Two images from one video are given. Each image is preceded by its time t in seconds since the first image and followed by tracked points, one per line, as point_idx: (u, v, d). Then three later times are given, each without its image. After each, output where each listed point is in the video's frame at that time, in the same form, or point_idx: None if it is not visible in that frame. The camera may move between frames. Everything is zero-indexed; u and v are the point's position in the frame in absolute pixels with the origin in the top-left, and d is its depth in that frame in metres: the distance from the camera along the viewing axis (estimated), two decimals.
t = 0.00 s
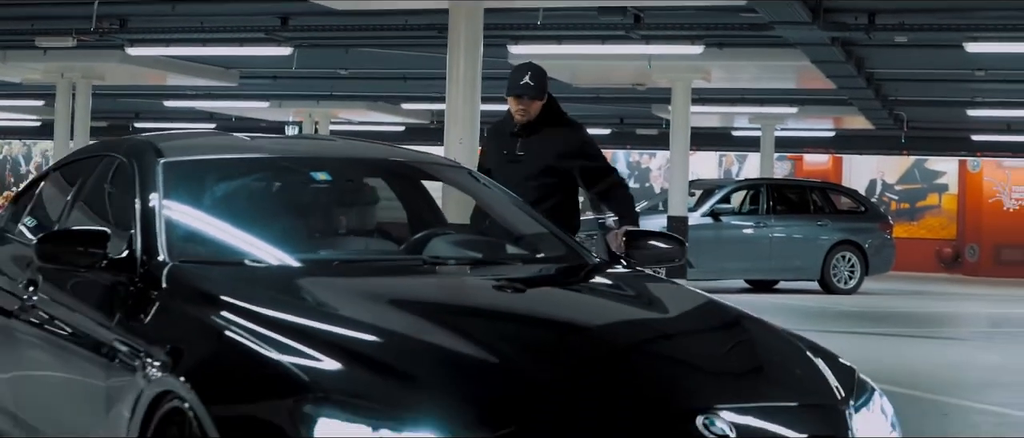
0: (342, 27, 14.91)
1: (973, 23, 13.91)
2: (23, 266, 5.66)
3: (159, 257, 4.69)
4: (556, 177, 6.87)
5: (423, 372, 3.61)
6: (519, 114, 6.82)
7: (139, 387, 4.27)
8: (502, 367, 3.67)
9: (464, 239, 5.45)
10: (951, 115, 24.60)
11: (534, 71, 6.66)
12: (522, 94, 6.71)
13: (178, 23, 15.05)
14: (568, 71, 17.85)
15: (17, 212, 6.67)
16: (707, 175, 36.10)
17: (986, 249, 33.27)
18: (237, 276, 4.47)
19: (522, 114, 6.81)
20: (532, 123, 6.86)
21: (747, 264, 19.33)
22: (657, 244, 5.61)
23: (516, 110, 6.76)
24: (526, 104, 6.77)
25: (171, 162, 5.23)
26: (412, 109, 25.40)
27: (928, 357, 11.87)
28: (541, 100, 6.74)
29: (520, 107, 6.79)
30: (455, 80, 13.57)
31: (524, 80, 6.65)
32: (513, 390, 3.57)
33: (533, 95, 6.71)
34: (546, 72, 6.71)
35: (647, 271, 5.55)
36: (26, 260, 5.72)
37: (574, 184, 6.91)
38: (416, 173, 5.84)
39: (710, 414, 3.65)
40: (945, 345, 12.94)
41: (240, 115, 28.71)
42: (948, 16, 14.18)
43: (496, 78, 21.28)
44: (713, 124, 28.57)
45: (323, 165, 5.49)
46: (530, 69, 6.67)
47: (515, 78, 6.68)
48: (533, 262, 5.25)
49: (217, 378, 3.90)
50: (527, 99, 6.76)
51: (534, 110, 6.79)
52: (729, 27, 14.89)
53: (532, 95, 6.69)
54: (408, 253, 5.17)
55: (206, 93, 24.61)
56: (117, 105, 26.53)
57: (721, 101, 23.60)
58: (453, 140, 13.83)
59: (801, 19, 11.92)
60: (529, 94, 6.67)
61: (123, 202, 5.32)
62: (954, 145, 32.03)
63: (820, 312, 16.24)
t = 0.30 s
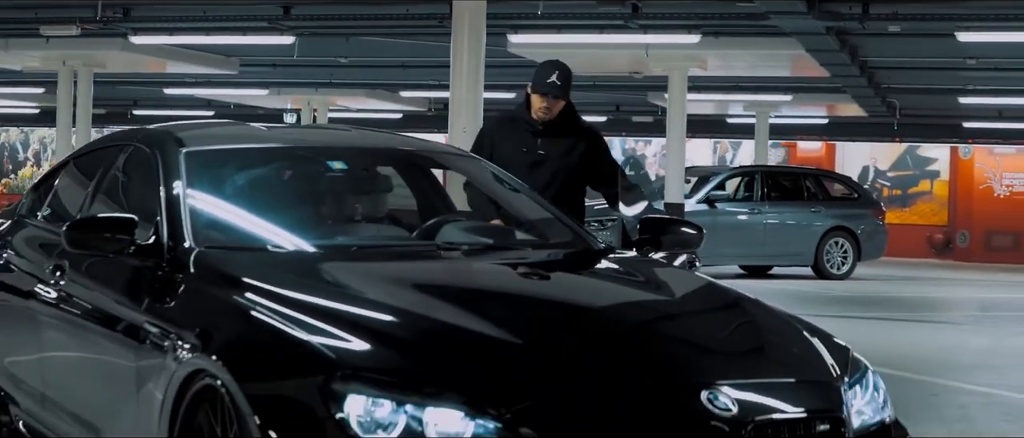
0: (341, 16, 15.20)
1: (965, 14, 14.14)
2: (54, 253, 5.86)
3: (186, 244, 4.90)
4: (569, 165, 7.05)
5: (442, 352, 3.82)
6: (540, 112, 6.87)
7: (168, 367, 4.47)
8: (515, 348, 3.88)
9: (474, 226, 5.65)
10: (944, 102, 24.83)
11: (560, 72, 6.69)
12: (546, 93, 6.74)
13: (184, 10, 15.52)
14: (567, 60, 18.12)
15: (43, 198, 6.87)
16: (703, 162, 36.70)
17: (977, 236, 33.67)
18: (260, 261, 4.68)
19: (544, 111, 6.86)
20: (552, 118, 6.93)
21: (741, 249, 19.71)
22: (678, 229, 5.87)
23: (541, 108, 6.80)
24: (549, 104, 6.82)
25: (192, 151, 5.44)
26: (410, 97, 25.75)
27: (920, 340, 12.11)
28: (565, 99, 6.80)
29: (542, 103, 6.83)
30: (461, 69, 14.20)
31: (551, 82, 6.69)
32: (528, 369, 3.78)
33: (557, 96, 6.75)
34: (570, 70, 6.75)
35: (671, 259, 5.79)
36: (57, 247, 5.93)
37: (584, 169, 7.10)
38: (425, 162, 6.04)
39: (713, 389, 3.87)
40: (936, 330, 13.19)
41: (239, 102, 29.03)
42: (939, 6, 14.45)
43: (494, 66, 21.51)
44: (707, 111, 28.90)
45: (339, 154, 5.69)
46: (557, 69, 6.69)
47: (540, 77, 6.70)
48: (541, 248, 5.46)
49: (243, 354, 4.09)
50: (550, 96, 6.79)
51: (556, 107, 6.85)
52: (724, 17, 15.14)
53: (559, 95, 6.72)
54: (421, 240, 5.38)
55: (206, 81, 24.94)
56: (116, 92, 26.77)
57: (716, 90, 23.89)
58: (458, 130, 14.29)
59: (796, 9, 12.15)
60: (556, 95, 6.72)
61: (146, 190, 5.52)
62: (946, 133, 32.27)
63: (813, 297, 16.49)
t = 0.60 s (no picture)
0: (344, 8, 15.45)
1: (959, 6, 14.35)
2: (77, 244, 6.05)
3: (205, 235, 5.10)
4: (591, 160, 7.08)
5: (454, 337, 4.02)
6: (576, 101, 6.92)
7: (191, 354, 4.66)
8: (526, 334, 4.09)
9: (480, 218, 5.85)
10: (940, 94, 25.06)
11: (595, 59, 6.77)
12: (581, 81, 6.81)
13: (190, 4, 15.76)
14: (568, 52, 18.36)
15: (59, 191, 7.04)
16: (702, 153, 36.97)
17: (971, 226, 33.94)
18: (279, 251, 4.88)
19: (579, 101, 6.92)
20: (587, 109, 6.98)
21: (739, 239, 20.12)
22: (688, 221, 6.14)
23: (576, 95, 6.86)
24: (585, 92, 6.87)
25: (208, 145, 5.64)
26: (412, 89, 25.99)
27: (913, 328, 12.35)
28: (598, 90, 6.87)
29: (574, 92, 6.89)
30: (465, 63, 14.43)
31: (586, 68, 6.76)
32: (536, 353, 3.98)
33: (593, 84, 6.82)
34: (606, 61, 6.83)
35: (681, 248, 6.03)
36: (78, 238, 6.12)
37: (609, 168, 7.14)
38: (432, 156, 6.22)
39: (712, 371, 4.08)
40: (930, 317, 13.43)
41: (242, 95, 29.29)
42: None
43: (494, 58, 21.71)
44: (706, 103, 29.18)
45: (350, 148, 5.90)
46: (592, 56, 6.77)
47: (576, 64, 6.78)
48: (546, 239, 5.66)
49: (264, 340, 4.30)
50: (584, 85, 6.85)
51: (587, 98, 6.92)
52: (723, 10, 15.37)
53: (594, 82, 6.79)
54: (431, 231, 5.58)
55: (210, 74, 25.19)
56: (120, 85, 26.98)
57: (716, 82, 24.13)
58: (463, 122, 14.51)
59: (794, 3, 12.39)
60: (590, 82, 6.78)
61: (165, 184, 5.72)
62: (941, 124, 32.51)
63: (810, 286, 16.72)
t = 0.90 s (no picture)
0: (350, 4, 15.63)
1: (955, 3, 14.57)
2: (96, 238, 6.23)
3: (223, 228, 5.29)
4: (597, 153, 7.32)
5: (467, 325, 4.21)
6: (595, 94, 7.12)
7: (212, 345, 4.84)
8: (535, 323, 4.27)
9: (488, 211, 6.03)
10: (937, 88, 25.28)
11: (613, 52, 6.99)
12: (600, 73, 7.02)
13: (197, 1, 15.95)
14: (570, 47, 18.56)
15: (75, 186, 7.21)
16: (702, 147, 37.19)
17: (969, 218, 34.15)
18: (295, 244, 5.07)
19: (597, 93, 7.12)
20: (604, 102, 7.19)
21: (739, 233, 20.34)
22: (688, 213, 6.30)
23: (596, 88, 7.06)
24: (604, 84, 7.08)
25: (224, 141, 5.82)
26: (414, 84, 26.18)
27: (910, 318, 12.58)
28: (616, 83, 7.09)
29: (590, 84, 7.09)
30: (470, 61, 14.63)
31: (604, 61, 6.97)
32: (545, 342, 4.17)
33: (613, 77, 7.04)
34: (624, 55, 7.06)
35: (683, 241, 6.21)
36: (97, 232, 6.31)
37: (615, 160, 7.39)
38: (440, 151, 6.41)
39: (713, 358, 4.27)
40: (927, 309, 13.66)
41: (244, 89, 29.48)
42: None
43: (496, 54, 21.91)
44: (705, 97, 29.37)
45: (361, 144, 6.08)
46: (611, 49, 6.99)
47: (596, 57, 6.99)
48: (552, 231, 5.85)
49: (283, 329, 4.48)
50: (603, 77, 7.07)
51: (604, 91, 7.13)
52: (722, 7, 15.59)
53: (616, 75, 7.00)
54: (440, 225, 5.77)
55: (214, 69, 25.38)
56: (123, 80, 27.19)
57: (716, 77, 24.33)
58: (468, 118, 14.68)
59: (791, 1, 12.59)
60: (608, 75, 7.00)
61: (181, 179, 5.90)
62: (938, 117, 32.74)
63: (809, 278, 16.95)
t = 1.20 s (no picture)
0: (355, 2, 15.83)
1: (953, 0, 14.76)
2: (114, 233, 6.38)
3: (241, 222, 5.44)
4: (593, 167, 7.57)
5: (481, 315, 4.36)
6: (588, 107, 7.40)
7: (231, 337, 4.99)
8: (545, 312, 4.43)
9: (496, 205, 6.19)
10: (936, 85, 25.47)
11: (607, 66, 7.28)
12: (594, 86, 7.30)
13: None
14: (573, 44, 18.78)
15: (91, 182, 7.36)
16: (702, 144, 37.40)
17: (967, 214, 34.29)
18: (312, 236, 5.23)
19: (592, 105, 7.40)
20: (599, 114, 7.46)
21: (739, 228, 20.52)
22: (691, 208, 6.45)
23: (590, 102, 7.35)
24: (597, 100, 7.37)
25: (240, 137, 5.97)
26: (416, 81, 26.37)
27: (908, 312, 12.74)
28: (610, 96, 7.37)
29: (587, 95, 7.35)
30: (475, 59, 14.86)
31: (599, 74, 7.25)
32: (558, 331, 4.32)
33: (606, 92, 7.33)
34: (618, 67, 7.36)
35: (687, 235, 6.36)
36: (116, 226, 6.45)
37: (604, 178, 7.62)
38: (450, 147, 6.55)
39: (717, 346, 4.43)
40: (925, 303, 13.82)
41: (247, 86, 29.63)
42: None
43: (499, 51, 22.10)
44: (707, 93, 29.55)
45: (373, 139, 6.23)
46: (606, 64, 7.27)
47: (591, 71, 7.27)
48: (560, 225, 6.00)
49: (302, 320, 4.63)
50: (597, 90, 7.34)
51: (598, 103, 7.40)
52: (723, 5, 15.79)
53: (607, 89, 7.29)
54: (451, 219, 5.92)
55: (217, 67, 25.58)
56: (126, 76, 27.40)
57: (716, 74, 24.53)
58: (473, 113, 14.88)
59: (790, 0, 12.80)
60: (603, 87, 7.28)
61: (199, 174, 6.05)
62: (936, 113, 32.92)
63: (810, 273, 17.12)
